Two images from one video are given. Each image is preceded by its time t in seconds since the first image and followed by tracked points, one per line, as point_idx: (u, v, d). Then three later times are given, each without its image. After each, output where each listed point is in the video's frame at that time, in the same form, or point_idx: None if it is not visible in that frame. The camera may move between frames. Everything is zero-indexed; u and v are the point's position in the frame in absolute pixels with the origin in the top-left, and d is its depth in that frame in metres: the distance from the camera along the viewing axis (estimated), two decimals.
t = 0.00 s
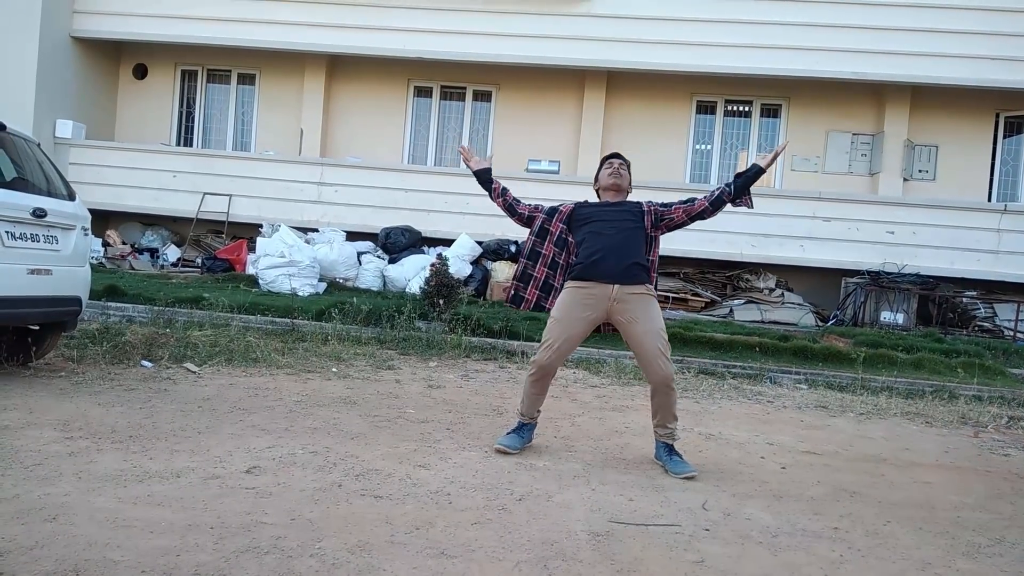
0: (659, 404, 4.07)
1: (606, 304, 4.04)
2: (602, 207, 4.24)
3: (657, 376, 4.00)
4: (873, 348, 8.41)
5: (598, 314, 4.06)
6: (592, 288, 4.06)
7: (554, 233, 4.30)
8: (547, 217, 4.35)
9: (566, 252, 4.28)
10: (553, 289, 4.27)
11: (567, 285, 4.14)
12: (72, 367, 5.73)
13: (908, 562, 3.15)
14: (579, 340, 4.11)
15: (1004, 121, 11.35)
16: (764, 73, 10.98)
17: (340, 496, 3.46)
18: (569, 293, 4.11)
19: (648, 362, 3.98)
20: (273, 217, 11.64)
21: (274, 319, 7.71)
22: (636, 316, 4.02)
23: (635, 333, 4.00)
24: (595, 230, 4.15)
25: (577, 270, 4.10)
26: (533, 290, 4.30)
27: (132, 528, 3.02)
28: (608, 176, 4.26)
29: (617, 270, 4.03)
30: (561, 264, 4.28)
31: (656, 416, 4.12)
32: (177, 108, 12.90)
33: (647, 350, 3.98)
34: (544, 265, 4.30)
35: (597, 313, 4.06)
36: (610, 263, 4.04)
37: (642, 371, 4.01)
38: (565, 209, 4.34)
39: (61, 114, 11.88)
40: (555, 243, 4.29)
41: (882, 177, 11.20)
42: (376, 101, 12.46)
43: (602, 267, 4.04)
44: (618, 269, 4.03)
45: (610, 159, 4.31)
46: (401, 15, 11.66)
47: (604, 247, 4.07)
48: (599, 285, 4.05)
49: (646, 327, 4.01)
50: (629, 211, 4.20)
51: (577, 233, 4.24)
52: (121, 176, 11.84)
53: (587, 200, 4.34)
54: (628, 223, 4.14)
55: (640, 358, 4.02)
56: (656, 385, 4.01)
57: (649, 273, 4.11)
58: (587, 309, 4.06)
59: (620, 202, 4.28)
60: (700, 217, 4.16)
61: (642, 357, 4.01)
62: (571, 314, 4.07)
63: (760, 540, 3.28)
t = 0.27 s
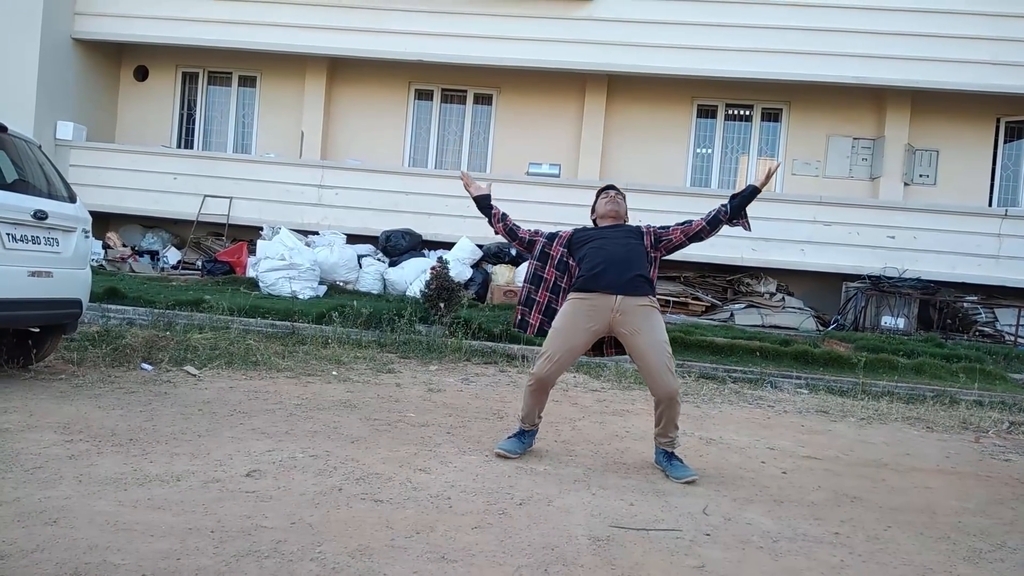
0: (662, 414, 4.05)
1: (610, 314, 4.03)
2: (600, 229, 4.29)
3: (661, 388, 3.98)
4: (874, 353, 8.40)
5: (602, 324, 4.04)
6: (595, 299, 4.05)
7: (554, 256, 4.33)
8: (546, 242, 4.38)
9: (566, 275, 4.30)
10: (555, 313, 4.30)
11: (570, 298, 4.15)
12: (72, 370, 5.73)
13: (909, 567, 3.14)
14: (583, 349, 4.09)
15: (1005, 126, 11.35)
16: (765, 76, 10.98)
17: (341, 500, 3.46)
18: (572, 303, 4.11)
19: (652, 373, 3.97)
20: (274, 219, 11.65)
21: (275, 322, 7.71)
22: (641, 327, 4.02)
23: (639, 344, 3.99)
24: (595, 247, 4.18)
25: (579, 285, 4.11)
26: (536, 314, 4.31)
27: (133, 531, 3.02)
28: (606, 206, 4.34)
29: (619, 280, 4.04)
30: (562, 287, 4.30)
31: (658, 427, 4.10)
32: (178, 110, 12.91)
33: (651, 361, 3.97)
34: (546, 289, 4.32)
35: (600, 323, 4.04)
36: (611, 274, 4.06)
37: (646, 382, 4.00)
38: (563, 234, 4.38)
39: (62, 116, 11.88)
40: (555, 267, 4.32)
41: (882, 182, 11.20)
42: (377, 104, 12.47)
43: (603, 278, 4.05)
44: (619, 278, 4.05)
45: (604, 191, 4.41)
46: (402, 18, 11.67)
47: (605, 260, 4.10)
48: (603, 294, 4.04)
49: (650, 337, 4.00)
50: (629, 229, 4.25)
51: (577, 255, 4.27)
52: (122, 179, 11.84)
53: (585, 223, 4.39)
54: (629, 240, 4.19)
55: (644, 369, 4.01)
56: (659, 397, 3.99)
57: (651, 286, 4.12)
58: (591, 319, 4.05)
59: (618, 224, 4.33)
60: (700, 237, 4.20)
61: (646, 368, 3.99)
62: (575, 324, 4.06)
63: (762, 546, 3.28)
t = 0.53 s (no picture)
0: (666, 417, 4.04)
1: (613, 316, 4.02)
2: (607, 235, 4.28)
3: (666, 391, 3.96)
4: (878, 351, 8.37)
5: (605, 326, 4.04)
6: (598, 301, 4.04)
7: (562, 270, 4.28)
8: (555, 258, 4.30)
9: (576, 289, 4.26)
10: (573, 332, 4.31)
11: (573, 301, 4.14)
12: (75, 377, 5.72)
13: (917, 567, 3.12)
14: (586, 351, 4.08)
15: (1007, 121, 11.32)
16: (766, 75, 10.96)
17: (345, 505, 3.44)
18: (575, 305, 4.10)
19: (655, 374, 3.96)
20: (276, 225, 11.65)
21: (277, 327, 7.70)
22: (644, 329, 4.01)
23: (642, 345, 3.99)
24: (601, 250, 4.17)
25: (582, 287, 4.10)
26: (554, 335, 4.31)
27: (136, 538, 3.00)
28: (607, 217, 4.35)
29: (622, 282, 4.03)
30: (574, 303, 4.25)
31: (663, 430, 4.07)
32: (179, 117, 12.92)
33: (653, 362, 3.96)
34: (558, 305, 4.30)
35: (604, 326, 4.03)
36: (615, 276, 4.05)
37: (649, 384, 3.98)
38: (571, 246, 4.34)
39: (63, 124, 11.90)
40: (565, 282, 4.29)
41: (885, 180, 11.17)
42: (378, 108, 12.47)
43: (607, 280, 4.04)
44: (623, 281, 4.04)
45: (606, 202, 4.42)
46: (402, 22, 11.66)
47: (609, 262, 4.09)
48: (607, 296, 4.03)
49: (654, 339, 3.99)
50: (634, 236, 4.25)
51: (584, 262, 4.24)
52: (124, 186, 11.86)
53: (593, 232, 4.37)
54: (633, 244, 4.19)
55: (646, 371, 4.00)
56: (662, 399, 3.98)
57: (655, 290, 4.11)
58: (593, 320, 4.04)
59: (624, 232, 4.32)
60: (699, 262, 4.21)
61: (649, 370, 3.98)
62: (579, 328, 4.05)
63: (768, 546, 3.26)
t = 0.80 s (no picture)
0: (658, 413, 4.07)
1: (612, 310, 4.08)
2: (609, 212, 4.22)
3: (660, 385, 4.01)
4: (873, 359, 8.42)
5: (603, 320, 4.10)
6: (597, 294, 4.09)
7: (572, 233, 4.22)
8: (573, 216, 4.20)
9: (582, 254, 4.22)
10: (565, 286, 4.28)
11: (572, 292, 4.19)
12: (73, 378, 5.74)
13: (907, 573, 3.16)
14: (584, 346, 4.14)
15: (1003, 132, 11.39)
16: (764, 85, 11.02)
17: (341, 507, 3.48)
18: (575, 297, 4.16)
19: (649, 369, 4.00)
20: (274, 227, 11.69)
21: (275, 330, 7.73)
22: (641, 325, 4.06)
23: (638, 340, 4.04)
24: (601, 236, 4.16)
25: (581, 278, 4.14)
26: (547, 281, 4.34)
27: (133, 539, 3.04)
28: (611, 177, 4.27)
29: (621, 276, 4.06)
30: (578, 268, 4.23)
31: (656, 425, 4.12)
32: (179, 119, 12.96)
33: (648, 356, 4.01)
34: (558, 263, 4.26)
35: (601, 319, 4.10)
36: (613, 268, 4.07)
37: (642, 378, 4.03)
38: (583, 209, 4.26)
39: (63, 126, 11.93)
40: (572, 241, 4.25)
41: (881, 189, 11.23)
42: (377, 112, 12.52)
43: (605, 273, 4.08)
44: (621, 273, 4.07)
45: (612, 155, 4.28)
46: (402, 27, 11.71)
47: (609, 253, 4.10)
48: (606, 290, 4.08)
49: (650, 335, 4.03)
50: (636, 214, 4.20)
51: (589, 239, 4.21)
52: (124, 187, 11.90)
53: (600, 202, 4.30)
54: (634, 228, 4.16)
55: (641, 366, 4.04)
56: (654, 394, 4.02)
57: (653, 280, 4.14)
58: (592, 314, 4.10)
59: (627, 204, 4.26)
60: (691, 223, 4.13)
61: (643, 365, 4.02)
62: (576, 322, 4.11)
63: (759, 551, 3.29)
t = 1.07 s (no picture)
0: (657, 416, 4.07)
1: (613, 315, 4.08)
2: (616, 214, 4.07)
3: (659, 389, 4.01)
4: (869, 363, 8.42)
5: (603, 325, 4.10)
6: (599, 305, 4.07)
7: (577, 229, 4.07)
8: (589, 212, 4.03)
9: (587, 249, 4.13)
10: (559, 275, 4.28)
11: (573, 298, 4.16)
12: (67, 388, 5.72)
13: None
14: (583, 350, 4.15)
15: (996, 135, 11.44)
16: (758, 89, 11.06)
17: (336, 515, 3.46)
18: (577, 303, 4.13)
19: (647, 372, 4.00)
20: (270, 235, 11.68)
21: (271, 338, 7.72)
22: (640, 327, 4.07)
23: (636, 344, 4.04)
24: (606, 243, 4.06)
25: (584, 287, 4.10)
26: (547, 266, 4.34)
27: (127, 549, 3.02)
28: (621, 148, 4.11)
29: (624, 288, 4.04)
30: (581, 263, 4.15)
31: (654, 428, 4.12)
32: (174, 127, 12.96)
33: (647, 359, 4.01)
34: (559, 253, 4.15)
35: (601, 325, 4.10)
36: (617, 281, 4.04)
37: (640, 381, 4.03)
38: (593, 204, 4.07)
39: (58, 135, 11.92)
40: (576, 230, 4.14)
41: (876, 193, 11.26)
42: (373, 119, 12.53)
43: (608, 285, 4.05)
44: (624, 286, 4.04)
45: (621, 127, 4.17)
46: (397, 34, 11.72)
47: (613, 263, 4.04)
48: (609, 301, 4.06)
49: (649, 338, 4.04)
50: (642, 219, 4.08)
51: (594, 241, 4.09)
52: (119, 196, 11.89)
53: (608, 195, 4.10)
54: (639, 235, 4.07)
55: (639, 369, 4.05)
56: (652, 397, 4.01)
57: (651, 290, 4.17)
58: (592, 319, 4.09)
59: (634, 200, 4.10)
60: (659, 252, 4.03)
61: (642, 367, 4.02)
62: (575, 328, 4.11)
63: (756, 557, 3.29)
